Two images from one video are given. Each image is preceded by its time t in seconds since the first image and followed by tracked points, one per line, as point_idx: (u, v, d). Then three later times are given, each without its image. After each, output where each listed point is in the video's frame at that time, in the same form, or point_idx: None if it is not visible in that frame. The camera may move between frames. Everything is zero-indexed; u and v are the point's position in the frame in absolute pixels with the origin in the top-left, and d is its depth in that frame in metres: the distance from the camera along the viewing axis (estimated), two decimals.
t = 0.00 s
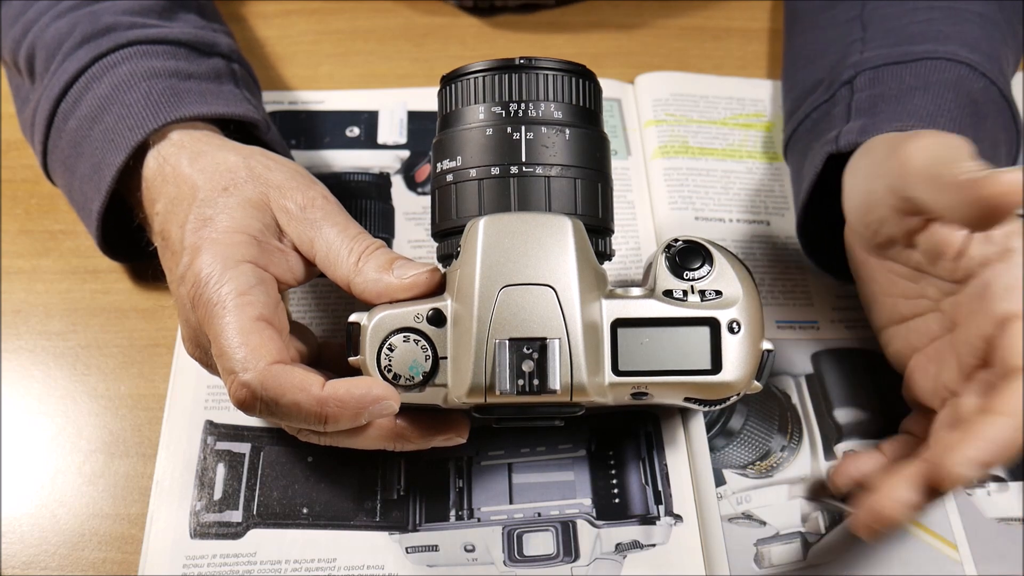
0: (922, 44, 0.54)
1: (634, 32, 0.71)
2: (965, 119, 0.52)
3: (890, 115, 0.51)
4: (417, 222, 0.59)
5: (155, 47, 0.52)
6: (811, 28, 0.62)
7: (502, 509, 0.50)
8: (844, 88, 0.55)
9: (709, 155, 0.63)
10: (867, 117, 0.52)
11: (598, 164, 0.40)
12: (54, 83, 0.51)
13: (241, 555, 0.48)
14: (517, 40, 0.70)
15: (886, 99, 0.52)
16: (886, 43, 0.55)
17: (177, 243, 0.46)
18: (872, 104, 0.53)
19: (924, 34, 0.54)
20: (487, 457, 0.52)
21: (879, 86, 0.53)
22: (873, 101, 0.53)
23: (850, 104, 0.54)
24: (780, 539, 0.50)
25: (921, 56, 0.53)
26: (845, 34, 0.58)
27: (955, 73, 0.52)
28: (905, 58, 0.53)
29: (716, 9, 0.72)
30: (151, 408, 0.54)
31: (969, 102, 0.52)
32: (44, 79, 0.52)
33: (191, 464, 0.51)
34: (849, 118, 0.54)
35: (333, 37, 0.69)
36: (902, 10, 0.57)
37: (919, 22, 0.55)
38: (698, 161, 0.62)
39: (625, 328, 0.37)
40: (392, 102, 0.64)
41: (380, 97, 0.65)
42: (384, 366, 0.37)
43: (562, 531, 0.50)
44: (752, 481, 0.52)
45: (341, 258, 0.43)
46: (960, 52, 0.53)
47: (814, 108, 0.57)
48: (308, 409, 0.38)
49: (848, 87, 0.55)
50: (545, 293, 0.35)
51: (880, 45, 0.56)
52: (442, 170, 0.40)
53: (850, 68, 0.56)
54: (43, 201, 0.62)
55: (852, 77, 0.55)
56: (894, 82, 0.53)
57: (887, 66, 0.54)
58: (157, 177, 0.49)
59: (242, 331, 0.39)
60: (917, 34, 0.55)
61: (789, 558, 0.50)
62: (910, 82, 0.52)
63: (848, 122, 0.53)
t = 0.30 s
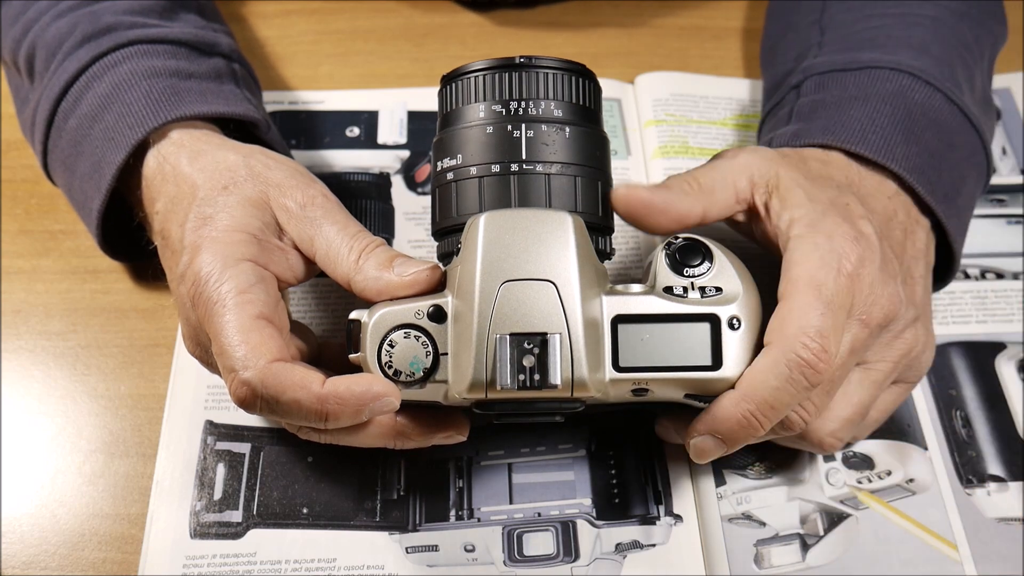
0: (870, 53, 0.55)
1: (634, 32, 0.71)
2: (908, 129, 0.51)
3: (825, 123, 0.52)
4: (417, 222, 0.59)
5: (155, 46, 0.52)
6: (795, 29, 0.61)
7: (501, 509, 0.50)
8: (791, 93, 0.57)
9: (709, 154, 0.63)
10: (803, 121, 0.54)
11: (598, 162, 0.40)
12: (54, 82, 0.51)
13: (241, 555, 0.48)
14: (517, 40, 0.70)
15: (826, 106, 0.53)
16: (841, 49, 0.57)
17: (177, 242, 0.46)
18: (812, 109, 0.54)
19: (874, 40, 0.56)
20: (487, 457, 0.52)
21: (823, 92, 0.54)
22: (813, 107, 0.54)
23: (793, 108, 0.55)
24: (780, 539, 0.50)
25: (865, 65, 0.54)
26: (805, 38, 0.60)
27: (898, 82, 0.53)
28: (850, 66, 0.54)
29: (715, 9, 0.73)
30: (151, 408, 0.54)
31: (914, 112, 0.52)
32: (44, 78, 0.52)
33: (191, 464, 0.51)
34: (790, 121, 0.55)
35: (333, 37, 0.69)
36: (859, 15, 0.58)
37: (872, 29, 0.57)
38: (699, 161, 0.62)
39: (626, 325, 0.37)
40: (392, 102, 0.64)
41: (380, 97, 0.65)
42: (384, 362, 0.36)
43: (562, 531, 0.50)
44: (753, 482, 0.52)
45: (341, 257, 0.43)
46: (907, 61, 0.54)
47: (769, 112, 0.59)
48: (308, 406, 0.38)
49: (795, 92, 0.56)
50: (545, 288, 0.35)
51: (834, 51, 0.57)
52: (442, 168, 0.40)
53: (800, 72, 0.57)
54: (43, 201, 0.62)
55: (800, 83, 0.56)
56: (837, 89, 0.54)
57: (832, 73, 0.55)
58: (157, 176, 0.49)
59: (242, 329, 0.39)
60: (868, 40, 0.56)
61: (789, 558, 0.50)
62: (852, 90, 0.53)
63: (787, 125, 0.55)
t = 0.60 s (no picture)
0: (867, 52, 0.55)
1: (634, 32, 0.71)
2: (905, 129, 0.51)
3: (821, 122, 0.52)
4: (417, 222, 0.59)
5: (154, 46, 0.52)
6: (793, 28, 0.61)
7: (501, 509, 0.50)
8: (789, 92, 0.57)
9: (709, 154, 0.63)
10: (800, 120, 0.54)
11: (598, 160, 0.40)
12: (54, 82, 0.51)
13: (241, 555, 0.48)
14: (516, 40, 0.70)
15: (822, 105, 0.54)
16: (838, 48, 0.57)
17: (176, 242, 0.46)
18: (808, 109, 0.54)
19: (871, 39, 0.56)
20: (487, 457, 0.51)
21: (819, 91, 0.55)
22: (810, 106, 0.54)
23: (790, 107, 0.56)
24: (780, 540, 0.50)
25: (862, 64, 0.54)
26: (803, 37, 0.60)
27: (895, 81, 0.53)
28: (847, 65, 0.54)
29: (715, 9, 0.73)
30: (151, 408, 0.54)
31: (910, 111, 0.52)
32: (43, 78, 0.52)
33: (191, 464, 0.51)
34: (788, 120, 0.55)
35: (333, 37, 0.69)
36: (857, 15, 0.58)
37: (869, 28, 0.56)
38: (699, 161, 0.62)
39: (627, 322, 0.37)
40: (392, 102, 0.64)
41: (380, 97, 0.65)
42: (384, 360, 0.36)
43: (562, 531, 0.50)
44: (753, 482, 0.52)
45: (341, 256, 0.43)
46: (902, 60, 0.53)
47: (769, 110, 0.59)
48: (309, 404, 0.38)
49: (792, 91, 0.57)
50: (545, 285, 0.35)
51: (830, 50, 0.57)
52: (443, 167, 0.40)
53: (798, 71, 0.57)
54: (43, 201, 0.62)
55: (797, 81, 0.56)
56: (834, 88, 0.54)
57: (828, 71, 0.55)
58: (156, 176, 0.49)
59: (242, 328, 0.39)
60: (865, 39, 0.56)
61: (789, 559, 0.50)
62: (849, 89, 0.53)
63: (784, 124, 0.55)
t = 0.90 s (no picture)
0: (863, 51, 0.55)
1: (634, 32, 0.71)
2: (899, 128, 0.51)
3: (815, 121, 0.52)
4: (417, 222, 0.59)
5: (154, 46, 0.52)
6: (794, 29, 0.61)
7: (501, 509, 0.50)
8: (786, 91, 0.57)
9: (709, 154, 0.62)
10: (795, 119, 0.54)
11: (597, 160, 0.40)
12: (54, 82, 0.51)
13: (241, 555, 0.48)
14: (516, 40, 0.70)
15: (818, 103, 0.54)
16: (834, 47, 0.57)
17: (176, 241, 0.46)
18: (804, 108, 0.54)
19: (868, 38, 0.56)
20: (487, 457, 0.52)
21: (816, 90, 0.55)
22: (805, 105, 0.54)
23: (786, 106, 0.56)
24: (780, 540, 0.50)
25: (858, 63, 0.54)
26: (801, 36, 0.60)
27: (890, 80, 0.53)
28: (842, 65, 0.54)
29: (714, 9, 0.73)
30: (151, 408, 0.54)
31: (905, 111, 0.52)
32: (43, 78, 0.52)
33: (191, 463, 0.51)
34: (783, 119, 0.56)
35: (333, 37, 0.69)
36: (854, 14, 0.58)
37: (866, 26, 0.57)
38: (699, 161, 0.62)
39: (626, 322, 0.37)
40: (392, 102, 0.64)
41: (380, 97, 0.65)
42: (384, 360, 0.36)
43: (562, 531, 0.50)
44: (753, 482, 0.52)
45: (341, 255, 0.43)
46: (898, 60, 0.54)
47: (767, 108, 0.59)
48: (310, 403, 0.38)
49: (789, 90, 0.57)
50: (546, 284, 0.35)
51: (828, 49, 0.57)
52: (443, 167, 0.40)
53: (794, 70, 0.57)
54: (43, 201, 0.62)
55: (794, 80, 0.57)
56: (829, 87, 0.54)
57: (825, 70, 0.55)
58: (156, 176, 0.49)
59: (241, 327, 0.39)
60: (861, 38, 0.56)
61: (789, 559, 0.50)
62: (844, 89, 0.53)
63: (780, 122, 0.55)
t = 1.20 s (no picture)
0: (851, 47, 0.55)
1: (634, 32, 0.71)
2: (882, 122, 0.52)
3: (799, 113, 0.53)
4: (417, 222, 0.59)
5: (156, 47, 0.52)
6: (789, 23, 0.61)
7: (502, 509, 0.51)
8: (774, 87, 0.58)
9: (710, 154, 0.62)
10: (780, 113, 0.54)
11: (593, 156, 0.41)
12: (57, 82, 0.51)
13: (241, 555, 0.48)
14: (517, 40, 0.70)
15: (804, 97, 0.54)
16: (823, 42, 0.57)
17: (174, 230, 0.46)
18: (790, 101, 0.55)
19: (856, 35, 0.56)
20: (486, 456, 0.52)
21: (804, 84, 0.55)
22: (792, 99, 0.55)
23: (774, 100, 0.56)
24: (780, 539, 0.50)
25: (846, 58, 0.54)
26: (795, 32, 0.60)
27: (876, 76, 0.53)
28: (830, 60, 0.54)
29: (714, 9, 0.73)
30: (151, 408, 0.54)
31: (889, 107, 0.52)
32: (45, 78, 0.52)
33: (191, 464, 0.51)
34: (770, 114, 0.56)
35: (333, 37, 0.69)
36: (845, 11, 0.58)
37: (854, 23, 0.57)
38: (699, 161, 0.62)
39: (628, 298, 0.37)
40: (392, 102, 0.65)
41: (380, 97, 0.65)
42: (385, 337, 0.36)
43: (562, 531, 0.50)
44: (752, 482, 0.52)
45: (341, 244, 0.43)
46: (884, 55, 0.54)
47: (757, 104, 0.60)
48: (306, 373, 0.37)
49: (778, 86, 0.57)
50: (550, 254, 0.35)
51: (818, 43, 0.57)
52: (442, 163, 0.41)
53: (783, 66, 0.57)
54: (43, 201, 0.62)
55: (782, 76, 0.57)
56: (815, 82, 0.54)
57: (812, 65, 0.55)
58: (158, 175, 0.49)
59: (236, 302, 0.39)
60: (850, 35, 0.56)
61: (789, 558, 0.50)
62: (829, 83, 0.53)
63: (766, 117, 0.56)
